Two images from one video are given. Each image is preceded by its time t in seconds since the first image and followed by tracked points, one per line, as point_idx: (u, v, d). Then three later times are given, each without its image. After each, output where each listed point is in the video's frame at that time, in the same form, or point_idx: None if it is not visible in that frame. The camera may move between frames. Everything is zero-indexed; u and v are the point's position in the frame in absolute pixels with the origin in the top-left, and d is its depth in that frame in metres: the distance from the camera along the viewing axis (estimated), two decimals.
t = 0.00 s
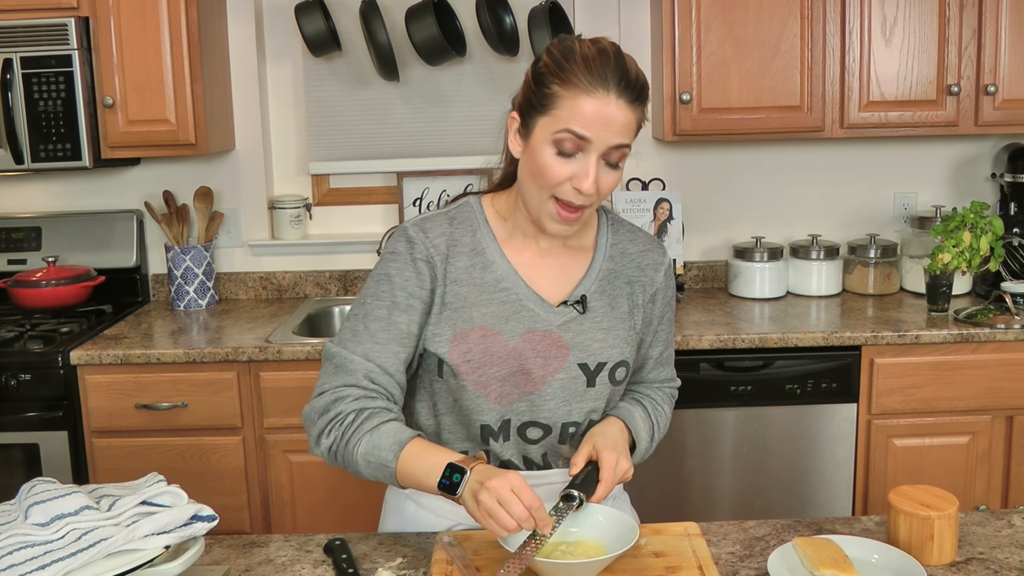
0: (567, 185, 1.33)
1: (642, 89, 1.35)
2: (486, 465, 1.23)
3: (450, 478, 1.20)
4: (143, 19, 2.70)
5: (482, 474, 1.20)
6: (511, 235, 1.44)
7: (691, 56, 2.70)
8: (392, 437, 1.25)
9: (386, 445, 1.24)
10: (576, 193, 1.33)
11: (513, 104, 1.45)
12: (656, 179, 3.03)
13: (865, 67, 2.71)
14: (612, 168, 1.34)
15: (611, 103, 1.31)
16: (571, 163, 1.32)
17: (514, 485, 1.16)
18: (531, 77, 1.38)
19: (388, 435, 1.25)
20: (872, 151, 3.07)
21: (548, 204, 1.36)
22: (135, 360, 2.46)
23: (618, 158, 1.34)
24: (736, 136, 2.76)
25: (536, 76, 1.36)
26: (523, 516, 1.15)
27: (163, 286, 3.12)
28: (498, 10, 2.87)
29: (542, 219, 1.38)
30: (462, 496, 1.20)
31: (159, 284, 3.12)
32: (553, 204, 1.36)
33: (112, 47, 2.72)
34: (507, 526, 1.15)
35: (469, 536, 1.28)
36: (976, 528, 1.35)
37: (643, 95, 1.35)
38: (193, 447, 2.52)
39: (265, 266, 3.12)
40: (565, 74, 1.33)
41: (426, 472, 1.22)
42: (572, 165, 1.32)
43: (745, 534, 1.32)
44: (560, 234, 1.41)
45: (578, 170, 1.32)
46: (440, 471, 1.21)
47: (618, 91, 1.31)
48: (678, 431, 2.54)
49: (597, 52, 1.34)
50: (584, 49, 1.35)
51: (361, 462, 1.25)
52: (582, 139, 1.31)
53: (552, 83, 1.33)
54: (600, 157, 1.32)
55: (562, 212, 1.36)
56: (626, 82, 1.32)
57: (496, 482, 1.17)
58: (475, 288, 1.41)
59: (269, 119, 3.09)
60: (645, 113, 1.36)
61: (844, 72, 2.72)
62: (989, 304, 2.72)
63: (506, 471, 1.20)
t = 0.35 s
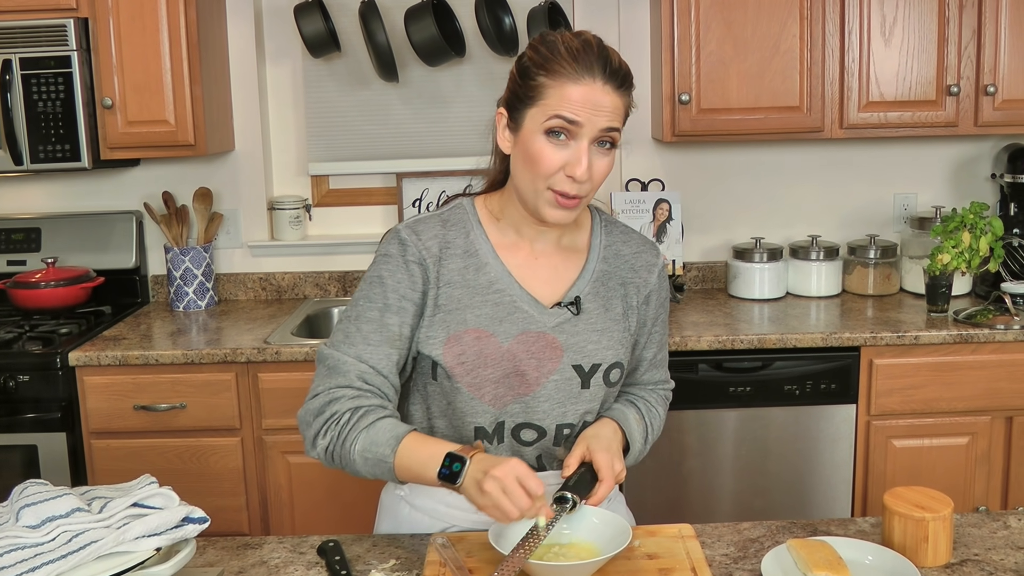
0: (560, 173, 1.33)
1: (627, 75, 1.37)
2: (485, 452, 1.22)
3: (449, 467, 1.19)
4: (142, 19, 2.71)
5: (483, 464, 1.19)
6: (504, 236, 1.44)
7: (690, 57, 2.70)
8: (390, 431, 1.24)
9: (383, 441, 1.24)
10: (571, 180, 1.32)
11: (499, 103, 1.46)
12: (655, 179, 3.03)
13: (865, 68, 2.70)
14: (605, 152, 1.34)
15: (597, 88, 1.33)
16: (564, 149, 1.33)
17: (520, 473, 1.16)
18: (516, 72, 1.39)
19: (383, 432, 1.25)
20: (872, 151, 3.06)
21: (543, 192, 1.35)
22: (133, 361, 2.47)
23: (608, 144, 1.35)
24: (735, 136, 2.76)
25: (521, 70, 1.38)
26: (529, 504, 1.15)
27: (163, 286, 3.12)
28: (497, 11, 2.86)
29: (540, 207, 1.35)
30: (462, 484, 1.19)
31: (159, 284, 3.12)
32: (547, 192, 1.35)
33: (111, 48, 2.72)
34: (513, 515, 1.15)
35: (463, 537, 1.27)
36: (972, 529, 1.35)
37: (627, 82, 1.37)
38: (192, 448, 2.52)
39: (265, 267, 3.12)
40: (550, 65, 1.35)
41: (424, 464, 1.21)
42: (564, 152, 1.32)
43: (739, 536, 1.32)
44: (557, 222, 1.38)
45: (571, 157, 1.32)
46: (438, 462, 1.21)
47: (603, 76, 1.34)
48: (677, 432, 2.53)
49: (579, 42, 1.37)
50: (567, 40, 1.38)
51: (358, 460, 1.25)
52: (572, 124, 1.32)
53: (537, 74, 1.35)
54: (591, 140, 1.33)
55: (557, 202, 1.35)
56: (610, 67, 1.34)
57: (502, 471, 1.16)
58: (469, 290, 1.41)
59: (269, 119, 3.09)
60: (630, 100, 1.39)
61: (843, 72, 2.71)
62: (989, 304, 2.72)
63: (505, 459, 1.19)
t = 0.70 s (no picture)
0: (552, 195, 1.34)
1: (626, 96, 1.35)
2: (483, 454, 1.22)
3: (449, 474, 1.19)
4: (142, 21, 2.71)
5: (482, 467, 1.19)
6: (499, 237, 1.45)
7: (690, 58, 2.69)
8: (386, 434, 1.24)
9: (380, 442, 1.23)
10: (561, 203, 1.34)
11: (497, 106, 1.45)
12: (656, 181, 3.03)
13: (865, 69, 2.70)
14: (596, 177, 1.35)
15: (594, 115, 1.31)
16: (555, 173, 1.33)
17: (519, 478, 1.16)
18: (514, 85, 1.37)
19: (379, 433, 1.24)
20: (873, 152, 3.05)
21: (535, 212, 1.37)
22: (133, 363, 2.47)
23: (601, 165, 1.35)
24: (735, 138, 2.76)
25: (519, 85, 1.36)
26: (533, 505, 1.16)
27: (164, 288, 3.12)
28: (498, 12, 2.86)
29: (530, 223, 1.39)
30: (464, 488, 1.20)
31: (159, 286, 3.12)
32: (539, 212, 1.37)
33: (112, 50, 2.73)
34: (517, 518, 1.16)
35: (459, 540, 1.27)
36: (970, 532, 1.34)
37: (627, 103, 1.35)
38: (192, 449, 2.52)
39: (265, 268, 3.12)
40: (547, 85, 1.33)
41: (425, 468, 1.21)
42: (556, 175, 1.33)
43: (736, 538, 1.32)
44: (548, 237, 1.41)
45: (562, 181, 1.33)
46: (438, 466, 1.21)
47: (601, 102, 1.31)
48: (677, 434, 2.53)
49: (578, 61, 1.34)
50: (566, 58, 1.35)
51: (355, 461, 1.25)
52: (565, 151, 1.31)
53: (534, 94, 1.33)
54: (583, 167, 1.33)
55: (548, 221, 1.37)
56: (608, 92, 1.32)
57: (502, 476, 1.16)
58: (464, 291, 1.40)
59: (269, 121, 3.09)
60: (629, 120, 1.36)
61: (844, 74, 2.71)
62: (990, 306, 2.71)
63: (504, 461, 1.19)
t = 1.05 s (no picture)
0: (548, 200, 1.34)
1: (622, 101, 1.35)
2: (471, 474, 1.21)
3: (435, 491, 1.19)
4: (142, 25, 2.72)
5: (468, 487, 1.19)
6: (494, 242, 1.45)
7: (690, 61, 2.70)
8: (381, 449, 1.24)
9: (374, 456, 1.24)
10: (558, 208, 1.33)
11: (494, 112, 1.46)
12: (655, 184, 3.03)
13: (865, 72, 2.70)
14: (593, 182, 1.34)
15: (590, 118, 1.31)
16: (552, 179, 1.33)
17: (501, 498, 1.16)
18: (511, 89, 1.38)
19: (374, 446, 1.24)
20: (873, 155, 3.05)
21: (531, 217, 1.36)
22: (133, 366, 2.47)
23: (598, 171, 1.34)
24: (734, 142, 2.76)
25: (516, 89, 1.37)
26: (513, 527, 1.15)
27: (164, 292, 3.13)
28: (497, 16, 2.86)
29: (528, 228, 1.38)
30: (448, 507, 1.19)
31: (160, 290, 3.13)
32: (535, 218, 1.36)
33: (113, 54, 2.73)
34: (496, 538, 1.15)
35: (454, 544, 1.27)
36: (966, 537, 1.34)
37: (623, 107, 1.35)
38: (192, 453, 2.52)
39: (265, 272, 3.12)
40: (544, 89, 1.33)
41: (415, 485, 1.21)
42: (553, 180, 1.33)
43: (732, 543, 1.32)
44: (544, 240, 1.40)
45: (558, 185, 1.32)
46: (426, 484, 1.20)
47: (597, 105, 1.32)
48: (676, 437, 2.52)
49: (575, 65, 1.35)
50: (563, 63, 1.36)
51: (350, 473, 1.25)
52: (560, 156, 1.31)
53: (531, 98, 1.34)
54: (580, 172, 1.32)
55: (545, 225, 1.36)
56: (604, 96, 1.32)
57: (485, 495, 1.16)
58: (460, 296, 1.41)
59: (270, 124, 3.10)
60: (626, 125, 1.37)
61: (843, 77, 2.71)
62: (991, 309, 2.71)
63: (490, 482, 1.19)
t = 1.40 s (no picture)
0: (541, 202, 1.34)
1: (615, 104, 1.35)
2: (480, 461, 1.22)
3: (447, 478, 1.20)
4: (139, 30, 2.72)
5: (479, 473, 1.19)
6: (486, 245, 1.45)
7: (686, 64, 2.70)
8: (383, 443, 1.25)
9: (378, 451, 1.24)
10: (551, 210, 1.34)
11: (486, 115, 1.46)
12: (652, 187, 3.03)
13: (861, 73, 2.70)
14: (586, 185, 1.34)
15: (583, 121, 1.31)
16: (544, 181, 1.33)
17: (517, 481, 1.17)
18: (503, 92, 1.38)
19: (378, 442, 1.25)
20: (870, 157, 3.05)
21: (523, 220, 1.36)
22: (130, 371, 2.47)
23: (591, 173, 1.35)
24: (730, 144, 2.76)
25: (508, 91, 1.37)
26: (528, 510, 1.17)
27: (162, 296, 3.13)
28: (493, 19, 2.85)
29: (518, 232, 1.38)
30: (460, 493, 1.20)
31: (158, 294, 3.13)
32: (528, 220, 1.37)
33: (109, 58, 2.74)
34: (512, 524, 1.16)
35: (447, 548, 1.27)
36: (959, 538, 1.34)
37: (615, 110, 1.36)
38: (189, 457, 2.52)
39: (263, 276, 3.13)
40: (537, 91, 1.34)
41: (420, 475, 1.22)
42: (546, 183, 1.33)
43: (724, 545, 1.32)
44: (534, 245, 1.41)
45: (551, 188, 1.33)
46: (435, 472, 1.21)
47: (591, 109, 1.32)
48: (673, 439, 2.53)
49: (568, 67, 1.35)
50: (557, 65, 1.36)
51: (352, 470, 1.25)
52: (553, 159, 1.31)
53: (524, 100, 1.34)
54: (573, 174, 1.32)
55: (537, 226, 1.36)
56: (597, 99, 1.32)
57: (498, 480, 1.17)
58: (453, 299, 1.41)
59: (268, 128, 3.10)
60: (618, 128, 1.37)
61: (839, 79, 2.71)
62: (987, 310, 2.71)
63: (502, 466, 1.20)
